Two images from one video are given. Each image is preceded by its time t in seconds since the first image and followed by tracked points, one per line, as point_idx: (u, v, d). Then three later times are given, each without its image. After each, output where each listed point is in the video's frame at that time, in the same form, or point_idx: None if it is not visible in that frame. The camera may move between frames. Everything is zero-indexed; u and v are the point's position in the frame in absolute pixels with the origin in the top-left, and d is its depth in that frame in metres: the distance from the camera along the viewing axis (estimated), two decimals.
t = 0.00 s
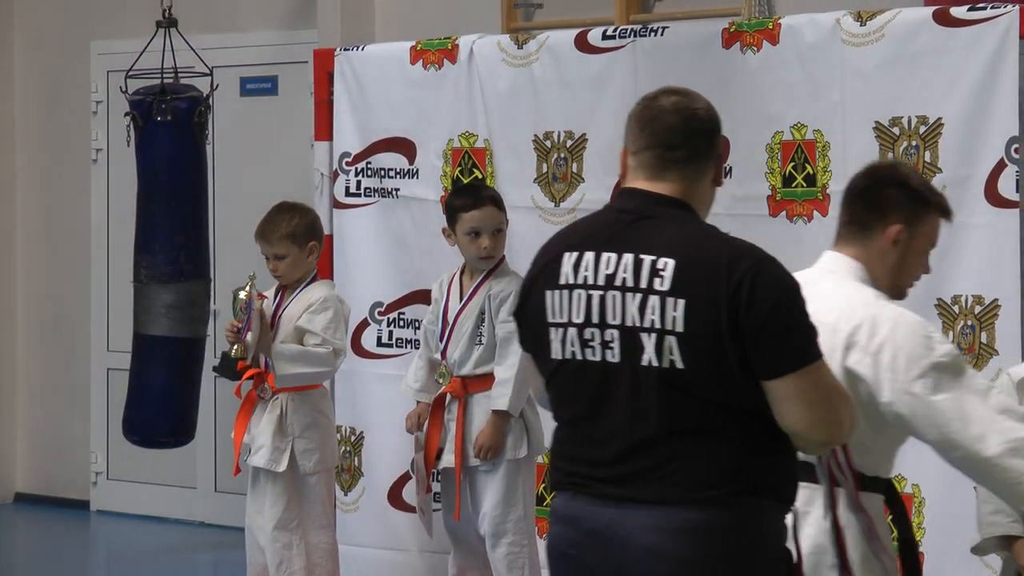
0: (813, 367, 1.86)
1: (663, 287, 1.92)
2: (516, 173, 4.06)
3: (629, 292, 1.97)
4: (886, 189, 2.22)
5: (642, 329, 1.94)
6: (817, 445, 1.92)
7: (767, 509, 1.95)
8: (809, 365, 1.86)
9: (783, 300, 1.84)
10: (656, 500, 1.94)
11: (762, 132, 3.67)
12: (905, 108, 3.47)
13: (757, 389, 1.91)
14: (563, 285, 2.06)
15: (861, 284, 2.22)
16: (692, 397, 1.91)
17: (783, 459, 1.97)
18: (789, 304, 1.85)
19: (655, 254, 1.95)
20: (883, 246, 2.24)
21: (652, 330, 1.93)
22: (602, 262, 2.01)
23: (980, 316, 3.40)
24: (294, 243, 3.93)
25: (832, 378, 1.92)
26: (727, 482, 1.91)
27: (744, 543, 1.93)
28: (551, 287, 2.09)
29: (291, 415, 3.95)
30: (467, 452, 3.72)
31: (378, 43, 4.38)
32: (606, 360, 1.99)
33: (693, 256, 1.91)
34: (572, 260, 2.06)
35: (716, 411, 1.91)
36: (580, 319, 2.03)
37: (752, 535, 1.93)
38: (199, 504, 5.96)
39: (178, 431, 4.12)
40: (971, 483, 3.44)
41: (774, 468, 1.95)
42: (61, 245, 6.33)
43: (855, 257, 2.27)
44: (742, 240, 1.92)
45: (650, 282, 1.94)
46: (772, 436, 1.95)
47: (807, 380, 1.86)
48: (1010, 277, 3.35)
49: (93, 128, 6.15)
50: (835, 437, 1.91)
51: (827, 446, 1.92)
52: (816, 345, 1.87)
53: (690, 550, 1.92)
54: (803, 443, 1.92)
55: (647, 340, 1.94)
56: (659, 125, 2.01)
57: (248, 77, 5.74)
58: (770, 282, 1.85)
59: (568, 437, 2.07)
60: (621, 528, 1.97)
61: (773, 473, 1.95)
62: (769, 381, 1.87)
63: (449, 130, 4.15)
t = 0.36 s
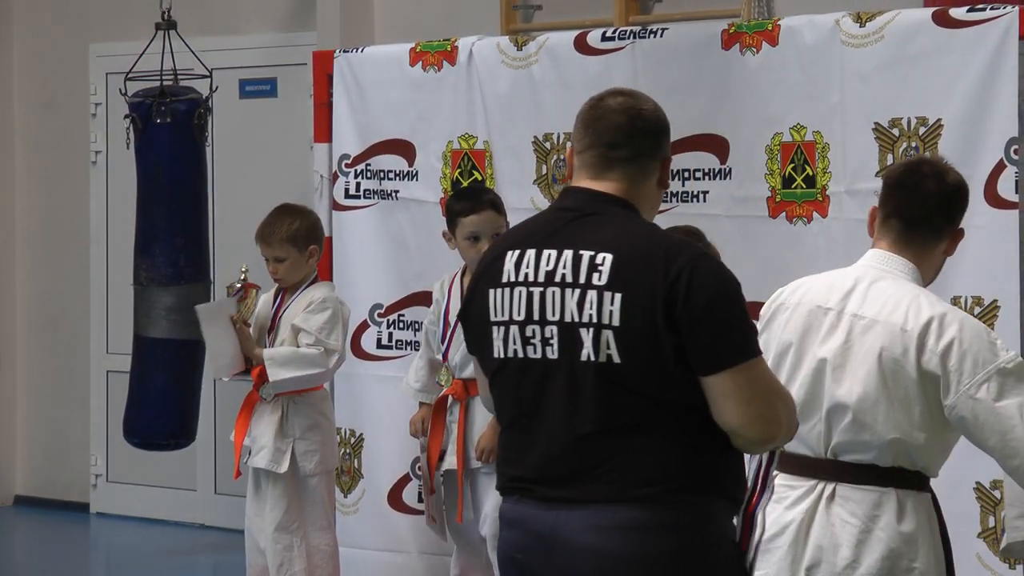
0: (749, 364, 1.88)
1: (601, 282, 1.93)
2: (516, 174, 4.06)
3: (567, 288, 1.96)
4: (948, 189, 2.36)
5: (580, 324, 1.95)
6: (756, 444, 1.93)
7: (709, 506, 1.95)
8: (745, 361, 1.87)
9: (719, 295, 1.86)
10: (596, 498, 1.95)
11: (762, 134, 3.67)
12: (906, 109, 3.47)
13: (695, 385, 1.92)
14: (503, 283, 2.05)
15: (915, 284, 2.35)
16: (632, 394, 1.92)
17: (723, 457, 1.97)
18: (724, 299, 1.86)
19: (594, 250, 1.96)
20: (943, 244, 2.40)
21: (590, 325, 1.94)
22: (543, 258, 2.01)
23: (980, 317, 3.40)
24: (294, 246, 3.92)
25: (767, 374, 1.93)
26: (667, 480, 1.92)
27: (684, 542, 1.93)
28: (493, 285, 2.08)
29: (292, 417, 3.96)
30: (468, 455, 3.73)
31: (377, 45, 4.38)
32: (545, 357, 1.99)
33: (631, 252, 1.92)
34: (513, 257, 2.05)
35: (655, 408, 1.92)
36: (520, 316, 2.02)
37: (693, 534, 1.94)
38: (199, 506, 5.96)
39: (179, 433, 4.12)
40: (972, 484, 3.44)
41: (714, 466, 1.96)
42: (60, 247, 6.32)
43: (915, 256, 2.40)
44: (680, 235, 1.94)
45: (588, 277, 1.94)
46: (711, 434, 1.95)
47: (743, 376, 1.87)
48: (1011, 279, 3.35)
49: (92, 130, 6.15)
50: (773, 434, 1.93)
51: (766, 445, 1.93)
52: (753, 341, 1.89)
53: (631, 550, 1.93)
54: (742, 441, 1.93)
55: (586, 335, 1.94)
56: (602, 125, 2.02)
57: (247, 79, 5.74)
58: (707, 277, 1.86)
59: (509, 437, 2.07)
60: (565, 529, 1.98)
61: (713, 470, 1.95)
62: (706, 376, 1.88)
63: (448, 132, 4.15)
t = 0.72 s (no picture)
0: (744, 371, 1.86)
1: (593, 294, 1.93)
2: (513, 176, 4.06)
3: (560, 300, 1.97)
4: (924, 189, 2.37)
5: (574, 337, 1.95)
6: (757, 450, 1.91)
7: (714, 513, 1.95)
8: (740, 369, 1.86)
9: (710, 305, 1.84)
10: (596, 509, 1.95)
11: (758, 136, 3.67)
12: (902, 111, 3.47)
13: (692, 394, 1.91)
14: (500, 294, 2.06)
15: (898, 286, 2.35)
16: (627, 404, 1.92)
17: (725, 464, 1.96)
18: (716, 307, 1.84)
19: (585, 261, 1.96)
20: (919, 244, 2.39)
21: (583, 338, 1.94)
22: (536, 270, 2.01)
23: (976, 319, 3.40)
24: (294, 246, 3.92)
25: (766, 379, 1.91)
26: (667, 490, 1.92)
27: (686, 550, 1.93)
28: (490, 296, 2.09)
29: (286, 419, 3.94)
30: (465, 455, 3.72)
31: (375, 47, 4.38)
32: (541, 369, 2.00)
33: (622, 263, 1.91)
34: (508, 268, 2.06)
35: (653, 418, 1.92)
36: (517, 329, 2.03)
37: (696, 542, 1.93)
38: (196, 510, 5.95)
39: (176, 436, 4.11)
40: (968, 487, 3.44)
41: (715, 474, 1.95)
42: (57, 250, 6.32)
43: (891, 254, 2.41)
44: (673, 244, 1.92)
45: (580, 289, 1.94)
46: (711, 441, 1.94)
47: (738, 384, 1.86)
48: (1006, 281, 3.35)
49: (89, 133, 6.15)
50: (774, 439, 1.91)
51: (768, 450, 1.91)
52: (749, 348, 1.87)
53: (633, 560, 1.93)
54: (743, 449, 1.91)
55: (580, 349, 1.94)
56: (594, 127, 2.04)
57: (244, 82, 5.74)
58: (699, 285, 1.84)
59: (512, 448, 2.08)
60: (568, 540, 1.98)
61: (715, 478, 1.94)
62: (701, 386, 1.87)
63: (445, 134, 4.15)
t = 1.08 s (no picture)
0: (776, 384, 1.83)
1: (622, 304, 1.92)
2: (509, 181, 4.06)
3: (591, 308, 1.97)
4: (898, 194, 2.36)
5: (603, 346, 1.95)
6: (790, 463, 1.88)
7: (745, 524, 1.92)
8: (771, 382, 1.83)
9: (738, 317, 1.81)
10: (624, 517, 1.95)
11: (754, 140, 3.68)
12: (897, 115, 3.48)
13: (723, 405, 1.89)
14: (536, 298, 2.08)
15: (874, 292, 2.34)
16: (657, 414, 1.91)
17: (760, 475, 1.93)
18: (746, 319, 1.82)
19: (615, 270, 1.96)
20: (892, 249, 2.37)
21: (612, 347, 1.94)
22: (569, 276, 2.03)
23: (971, 323, 3.41)
24: (289, 253, 3.92)
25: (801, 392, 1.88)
26: (696, 501, 1.90)
27: (713, 559, 1.91)
28: (526, 300, 2.12)
29: (280, 424, 3.93)
30: (462, 459, 3.73)
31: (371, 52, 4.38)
32: (572, 376, 2.02)
33: (650, 273, 1.90)
34: (543, 271, 2.08)
35: (682, 428, 1.90)
36: (550, 334, 2.05)
37: (724, 552, 1.91)
38: (192, 514, 5.95)
39: (172, 441, 4.10)
40: (964, 490, 3.44)
41: (748, 485, 1.92)
42: (53, 255, 6.31)
43: (865, 259, 2.40)
44: (705, 254, 1.89)
45: (610, 299, 1.94)
46: (744, 452, 1.92)
47: (768, 397, 1.83)
48: (1002, 285, 3.35)
49: (85, 138, 6.14)
50: (807, 453, 1.87)
51: (801, 464, 1.88)
52: (780, 360, 1.84)
53: (659, 567, 1.92)
54: (776, 462, 1.89)
55: (607, 358, 1.95)
56: (641, 129, 2.03)
57: (240, 86, 5.74)
58: (727, 297, 1.82)
59: (546, 452, 2.09)
60: (596, 547, 1.98)
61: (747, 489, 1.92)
62: (729, 398, 1.85)
63: (441, 139, 4.15)
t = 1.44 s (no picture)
0: (793, 396, 1.82)
1: (637, 314, 1.92)
2: (506, 184, 4.06)
3: (607, 316, 1.98)
4: (881, 195, 2.34)
5: (618, 355, 1.96)
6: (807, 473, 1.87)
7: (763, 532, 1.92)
8: (788, 394, 1.82)
9: (754, 329, 1.80)
10: (638, 523, 1.96)
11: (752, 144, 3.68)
12: (894, 119, 3.48)
13: (740, 415, 1.88)
14: (554, 303, 2.10)
15: (865, 294, 2.33)
16: (672, 423, 1.91)
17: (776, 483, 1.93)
18: (762, 331, 1.80)
19: (631, 279, 1.95)
20: (877, 252, 2.35)
21: (627, 357, 1.94)
22: (586, 282, 2.04)
23: (968, 327, 3.41)
24: (287, 253, 3.92)
25: (819, 403, 1.86)
26: (709, 508, 1.90)
27: (728, 567, 1.91)
28: (545, 304, 2.13)
29: (278, 428, 3.92)
30: (457, 463, 3.71)
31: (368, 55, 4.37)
32: (588, 383, 2.02)
33: (665, 283, 1.90)
34: (562, 276, 2.10)
35: (698, 437, 1.90)
36: (568, 339, 2.07)
37: (737, 558, 1.91)
38: (188, 517, 5.94)
39: (167, 444, 4.10)
40: (961, 493, 3.43)
41: (764, 494, 1.92)
42: (49, 257, 6.30)
43: (851, 262, 2.38)
44: (721, 264, 1.88)
45: (625, 307, 1.94)
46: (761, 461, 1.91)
47: (784, 409, 1.82)
48: (1000, 289, 3.35)
49: (82, 140, 6.13)
50: (823, 464, 1.86)
51: (818, 475, 1.87)
52: (797, 371, 1.82)
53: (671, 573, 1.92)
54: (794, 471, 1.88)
55: (622, 367, 1.95)
56: (664, 133, 2.04)
57: (237, 89, 5.73)
58: (742, 308, 1.81)
59: (565, 457, 2.10)
60: (611, 551, 1.98)
61: (761, 498, 1.92)
62: (744, 409, 1.84)
63: (439, 142, 4.15)
